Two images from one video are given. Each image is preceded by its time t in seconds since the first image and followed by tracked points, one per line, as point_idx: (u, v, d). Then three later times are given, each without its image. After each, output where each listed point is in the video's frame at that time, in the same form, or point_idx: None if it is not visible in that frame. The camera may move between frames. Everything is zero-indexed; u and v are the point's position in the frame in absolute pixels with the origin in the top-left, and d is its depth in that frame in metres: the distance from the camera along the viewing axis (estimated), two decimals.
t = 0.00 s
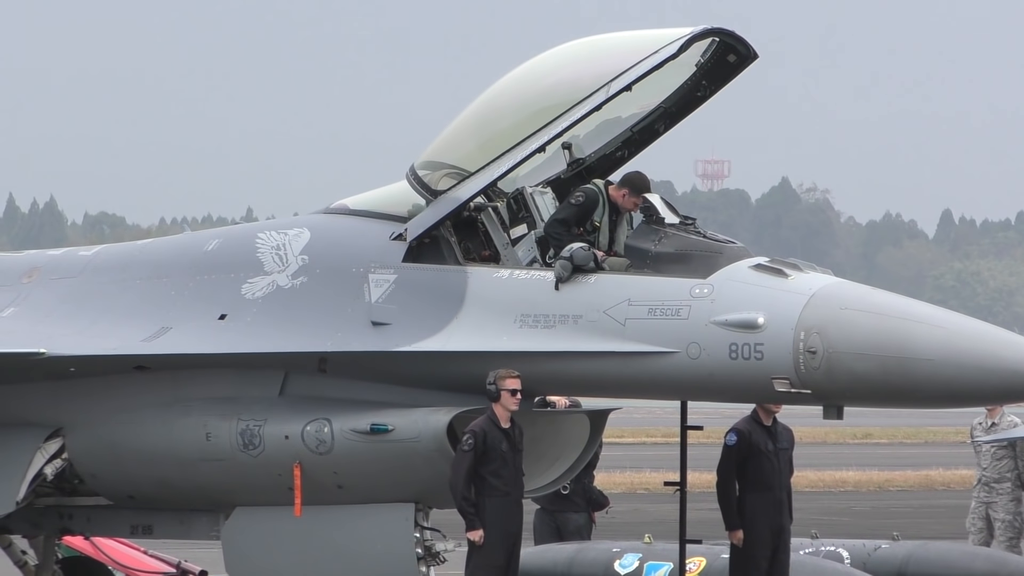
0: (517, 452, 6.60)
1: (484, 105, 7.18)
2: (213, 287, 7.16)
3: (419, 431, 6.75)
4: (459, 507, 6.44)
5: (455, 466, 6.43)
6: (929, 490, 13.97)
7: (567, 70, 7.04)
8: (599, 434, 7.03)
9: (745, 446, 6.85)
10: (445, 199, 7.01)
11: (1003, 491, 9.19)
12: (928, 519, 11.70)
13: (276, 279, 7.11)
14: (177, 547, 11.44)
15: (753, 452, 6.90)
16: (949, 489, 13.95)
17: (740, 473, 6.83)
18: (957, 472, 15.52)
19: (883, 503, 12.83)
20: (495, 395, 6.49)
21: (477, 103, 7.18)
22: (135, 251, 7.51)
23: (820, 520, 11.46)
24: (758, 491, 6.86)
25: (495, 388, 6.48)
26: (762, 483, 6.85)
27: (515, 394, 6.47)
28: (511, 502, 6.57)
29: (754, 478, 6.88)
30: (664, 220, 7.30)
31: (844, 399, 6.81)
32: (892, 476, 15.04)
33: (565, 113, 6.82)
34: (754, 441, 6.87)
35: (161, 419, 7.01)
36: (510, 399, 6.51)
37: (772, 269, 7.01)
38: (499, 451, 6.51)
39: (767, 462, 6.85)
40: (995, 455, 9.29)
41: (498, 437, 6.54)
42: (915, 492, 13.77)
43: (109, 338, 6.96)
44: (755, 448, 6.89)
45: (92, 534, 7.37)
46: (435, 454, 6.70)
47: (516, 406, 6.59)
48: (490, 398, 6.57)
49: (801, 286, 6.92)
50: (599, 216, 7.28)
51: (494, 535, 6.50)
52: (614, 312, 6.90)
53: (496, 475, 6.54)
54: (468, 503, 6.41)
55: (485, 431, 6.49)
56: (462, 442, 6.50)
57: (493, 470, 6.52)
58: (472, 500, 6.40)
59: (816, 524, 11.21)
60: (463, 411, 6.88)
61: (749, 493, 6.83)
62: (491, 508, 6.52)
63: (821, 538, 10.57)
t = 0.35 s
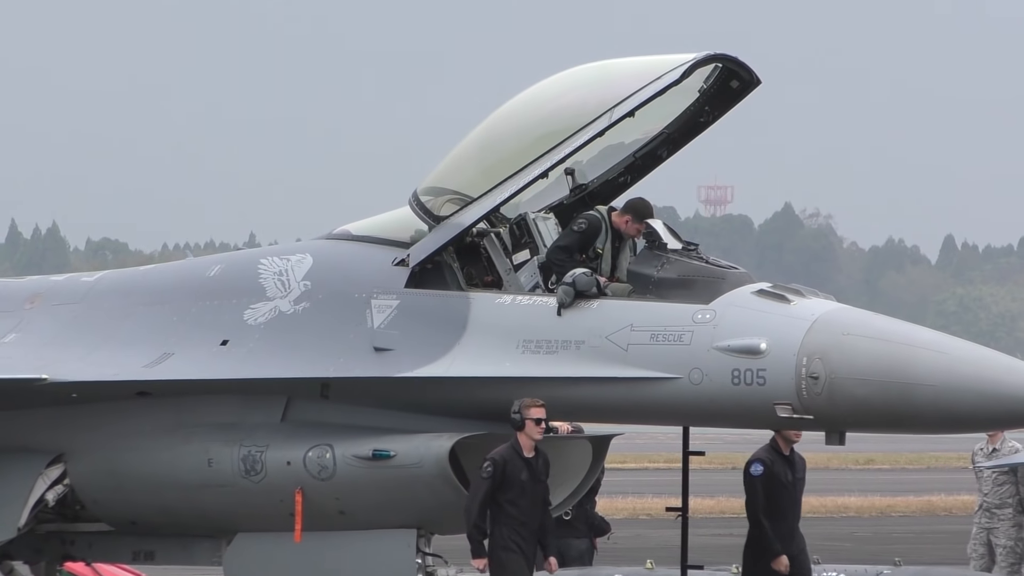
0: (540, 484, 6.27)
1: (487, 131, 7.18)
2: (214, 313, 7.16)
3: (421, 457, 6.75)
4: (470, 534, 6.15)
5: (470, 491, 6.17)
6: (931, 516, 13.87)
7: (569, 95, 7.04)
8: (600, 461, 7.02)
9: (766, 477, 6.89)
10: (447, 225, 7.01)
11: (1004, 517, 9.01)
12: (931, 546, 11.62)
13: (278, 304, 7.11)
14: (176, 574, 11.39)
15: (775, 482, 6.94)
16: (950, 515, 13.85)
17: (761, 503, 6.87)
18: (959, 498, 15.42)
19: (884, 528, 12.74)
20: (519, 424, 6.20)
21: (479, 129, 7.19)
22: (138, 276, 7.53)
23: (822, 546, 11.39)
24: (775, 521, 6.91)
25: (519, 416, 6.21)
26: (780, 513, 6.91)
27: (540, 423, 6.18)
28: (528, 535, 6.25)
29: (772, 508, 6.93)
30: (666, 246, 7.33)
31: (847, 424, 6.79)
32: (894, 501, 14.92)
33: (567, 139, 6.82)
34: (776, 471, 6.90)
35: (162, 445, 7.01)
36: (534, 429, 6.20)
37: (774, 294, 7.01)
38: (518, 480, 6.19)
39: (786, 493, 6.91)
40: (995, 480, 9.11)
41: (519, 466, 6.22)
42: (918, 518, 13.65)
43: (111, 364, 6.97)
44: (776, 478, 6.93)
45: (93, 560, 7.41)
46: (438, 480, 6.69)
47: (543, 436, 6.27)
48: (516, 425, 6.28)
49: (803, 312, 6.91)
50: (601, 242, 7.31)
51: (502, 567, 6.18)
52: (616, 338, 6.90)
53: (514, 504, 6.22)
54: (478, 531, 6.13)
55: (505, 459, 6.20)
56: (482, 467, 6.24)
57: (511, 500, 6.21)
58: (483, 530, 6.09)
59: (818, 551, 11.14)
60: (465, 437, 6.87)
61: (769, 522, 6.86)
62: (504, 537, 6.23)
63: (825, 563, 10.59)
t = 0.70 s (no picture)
0: (568, 494, 5.90)
1: (475, 141, 7.19)
2: (203, 322, 7.16)
3: (410, 466, 6.74)
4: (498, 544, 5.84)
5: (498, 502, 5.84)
6: (921, 523, 13.83)
7: (557, 104, 7.05)
8: (590, 468, 7.04)
9: (800, 484, 6.89)
10: (436, 234, 7.02)
11: (991, 524, 8.68)
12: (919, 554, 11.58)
13: (267, 314, 7.11)
14: None
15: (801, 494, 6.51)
16: (940, 523, 13.82)
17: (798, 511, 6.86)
18: (949, 505, 15.37)
19: (873, 536, 12.71)
20: (546, 433, 5.88)
21: (467, 139, 7.19)
22: (127, 286, 7.54)
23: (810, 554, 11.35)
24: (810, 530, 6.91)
25: (547, 424, 5.86)
26: (814, 521, 6.90)
27: (568, 433, 5.83)
28: (559, 547, 5.88)
29: (807, 516, 6.93)
30: (655, 254, 7.31)
31: (835, 432, 6.80)
32: (884, 510, 14.85)
33: (555, 148, 6.83)
34: (812, 479, 6.89)
35: (151, 454, 7.03)
36: (562, 438, 5.86)
37: (762, 303, 7.02)
38: (548, 490, 5.84)
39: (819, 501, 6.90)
40: (983, 487, 8.79)
41: (547, 476, 5.86)
42: (907, 526, 13.60)
43: (99, 374, 6.98)
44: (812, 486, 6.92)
45: (83, 569, 7.45)
46: (426, 488, 6.69)
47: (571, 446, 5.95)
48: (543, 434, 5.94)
49: (791, 320, 6.92)
50: (588, 250, 7.32)
51: None
52: (605, 346, 6.90)
53: (544, 516, 5.86)
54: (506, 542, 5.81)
55: (534, 470, 5.83)
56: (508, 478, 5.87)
57: (539, 510, 5.86)
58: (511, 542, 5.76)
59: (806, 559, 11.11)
60: (453, 446, 6.87)
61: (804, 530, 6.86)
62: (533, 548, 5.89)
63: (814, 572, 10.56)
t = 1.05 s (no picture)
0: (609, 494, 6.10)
1: (468, 141, 7.18)
2: (196, 322, 7.16)
3: (403, 466, 6.75)
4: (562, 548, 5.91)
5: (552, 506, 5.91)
6: (913, 523, 13.84)
7: (550, 104, 7.04)
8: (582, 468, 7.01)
9: (831, 486, 6.88)
10: (429, 234, 7.01)
11: (983, 524, 8.69)
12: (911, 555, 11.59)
13: (260, 314, 7.11)
14: None
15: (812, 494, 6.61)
16: (932, 523, 13.84)
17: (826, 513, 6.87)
18: (942, 505, 15.38)
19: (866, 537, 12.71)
20: (590, 433, 6.00)
21: (461, 139, 7.19)
22: (120, 285, 7.54)
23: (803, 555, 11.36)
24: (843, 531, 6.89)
25: (588, 426, 5.97)
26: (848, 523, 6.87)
27: (610, 433, 5.99)
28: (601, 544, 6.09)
29: (843, 517, 6.90)
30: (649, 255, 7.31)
31: (828, 433, 6.81)
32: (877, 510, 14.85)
33: (549, 149, 6.83)
34: (842, 481, 6.84)
35: (144, 454, 7.03)
36: (605, 439, 6.00)
37: (755, 303, 7.02)
38: (595, 490, 6.02)
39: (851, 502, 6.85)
40: (974, 487, 8.83)
41: (591, 476, 6.03)
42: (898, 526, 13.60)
43: (93, 373, 6.98)
44: (843, 488, 6.88)
45: (75, 569, 7.45)
46: (419, 489, 6.69)
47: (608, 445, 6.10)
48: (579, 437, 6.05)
49: (786, 320, 6.92)
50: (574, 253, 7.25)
51: None
52: (598, 346, 6.90)
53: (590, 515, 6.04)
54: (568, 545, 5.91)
55: (581, 470, 5.99)
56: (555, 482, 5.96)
57: (586, 511, 6.02)
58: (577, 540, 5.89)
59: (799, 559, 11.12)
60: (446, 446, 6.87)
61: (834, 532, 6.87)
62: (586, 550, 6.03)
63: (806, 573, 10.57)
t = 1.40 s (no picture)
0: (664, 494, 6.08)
1: (461, 143, 7.17)
2: (189, 323, 7.15)
3: (396, 468, 6.76)
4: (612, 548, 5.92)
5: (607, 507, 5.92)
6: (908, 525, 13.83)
7: (543, 106, 7.03)
8: (574, 470, 7.02)
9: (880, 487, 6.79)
10: (422, 236, 7.01)
11: (976, 526, 8.68)
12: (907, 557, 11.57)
13: (252, 315, 7.10)
14: None
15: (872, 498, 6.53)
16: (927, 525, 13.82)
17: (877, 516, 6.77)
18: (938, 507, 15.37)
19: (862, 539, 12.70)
20: (644, 433, 5.95)
21: (453, 140, 7.18)
22: (112, 287, 7.53)
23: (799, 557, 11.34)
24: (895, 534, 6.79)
25: (643, 427, 5.92)
26: (899, 524, 6.77)
27: (665, 432, 5.97)
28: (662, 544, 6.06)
29: (893, 519, 6.81)
30: (641, 256, 7.28)
31: (820, 434, 6.81)
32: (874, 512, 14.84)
33: (542, 150, 6.82)
34: (892, 482, 6.75)
35: (137, 456, 7.04)
36: (660, 438, 5.97)
37: (748, 305, 7.02)
38: (651, 489, 5.99)
39: (901, 503, 6.77)
40: (967, 489, 8.81)
41: (647, 475, 6.01)
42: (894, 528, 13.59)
43: (85, 376, 6.97)
44: (892, 489, 6.79)
45: (67, 571, 7.45)
46: (412, 490, 6.69)
47: (667, 442, 6.05)
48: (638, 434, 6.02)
49: (779, 322, 6.92)
50: (561, 255, 7.25)
51: None
52: (591, 348, 6.90)
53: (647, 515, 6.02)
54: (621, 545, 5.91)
55: (635, 470, 5.97)
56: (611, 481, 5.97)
57: (643, 512, 6.00)
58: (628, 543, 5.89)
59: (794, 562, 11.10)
60: (439, 448, 6.87)
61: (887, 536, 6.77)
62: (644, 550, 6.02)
63: None
